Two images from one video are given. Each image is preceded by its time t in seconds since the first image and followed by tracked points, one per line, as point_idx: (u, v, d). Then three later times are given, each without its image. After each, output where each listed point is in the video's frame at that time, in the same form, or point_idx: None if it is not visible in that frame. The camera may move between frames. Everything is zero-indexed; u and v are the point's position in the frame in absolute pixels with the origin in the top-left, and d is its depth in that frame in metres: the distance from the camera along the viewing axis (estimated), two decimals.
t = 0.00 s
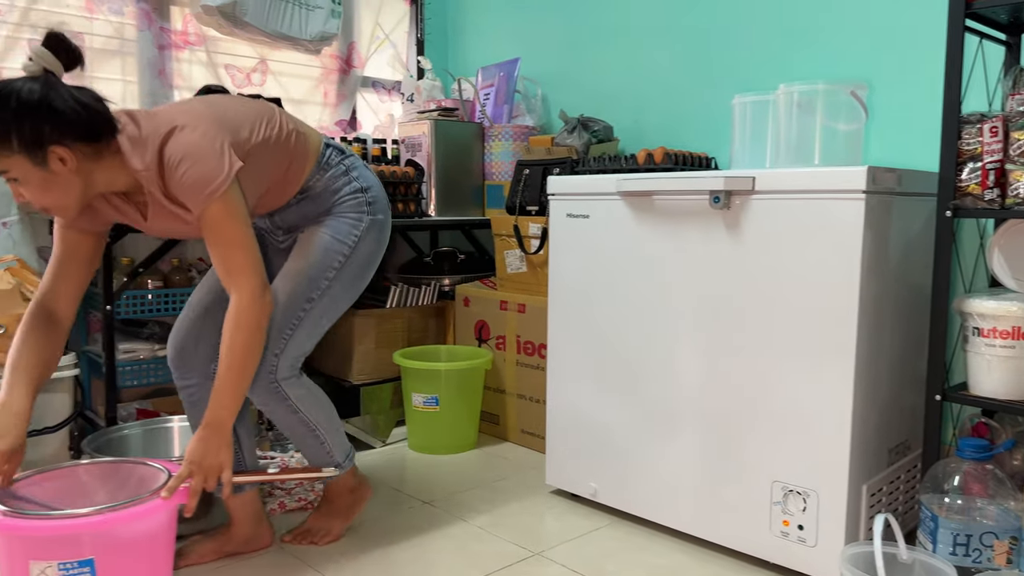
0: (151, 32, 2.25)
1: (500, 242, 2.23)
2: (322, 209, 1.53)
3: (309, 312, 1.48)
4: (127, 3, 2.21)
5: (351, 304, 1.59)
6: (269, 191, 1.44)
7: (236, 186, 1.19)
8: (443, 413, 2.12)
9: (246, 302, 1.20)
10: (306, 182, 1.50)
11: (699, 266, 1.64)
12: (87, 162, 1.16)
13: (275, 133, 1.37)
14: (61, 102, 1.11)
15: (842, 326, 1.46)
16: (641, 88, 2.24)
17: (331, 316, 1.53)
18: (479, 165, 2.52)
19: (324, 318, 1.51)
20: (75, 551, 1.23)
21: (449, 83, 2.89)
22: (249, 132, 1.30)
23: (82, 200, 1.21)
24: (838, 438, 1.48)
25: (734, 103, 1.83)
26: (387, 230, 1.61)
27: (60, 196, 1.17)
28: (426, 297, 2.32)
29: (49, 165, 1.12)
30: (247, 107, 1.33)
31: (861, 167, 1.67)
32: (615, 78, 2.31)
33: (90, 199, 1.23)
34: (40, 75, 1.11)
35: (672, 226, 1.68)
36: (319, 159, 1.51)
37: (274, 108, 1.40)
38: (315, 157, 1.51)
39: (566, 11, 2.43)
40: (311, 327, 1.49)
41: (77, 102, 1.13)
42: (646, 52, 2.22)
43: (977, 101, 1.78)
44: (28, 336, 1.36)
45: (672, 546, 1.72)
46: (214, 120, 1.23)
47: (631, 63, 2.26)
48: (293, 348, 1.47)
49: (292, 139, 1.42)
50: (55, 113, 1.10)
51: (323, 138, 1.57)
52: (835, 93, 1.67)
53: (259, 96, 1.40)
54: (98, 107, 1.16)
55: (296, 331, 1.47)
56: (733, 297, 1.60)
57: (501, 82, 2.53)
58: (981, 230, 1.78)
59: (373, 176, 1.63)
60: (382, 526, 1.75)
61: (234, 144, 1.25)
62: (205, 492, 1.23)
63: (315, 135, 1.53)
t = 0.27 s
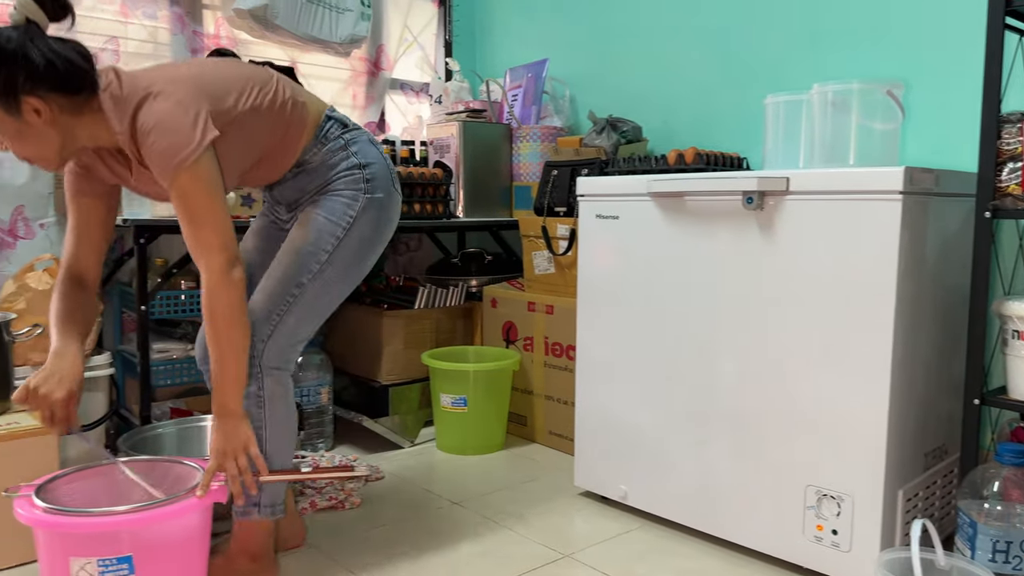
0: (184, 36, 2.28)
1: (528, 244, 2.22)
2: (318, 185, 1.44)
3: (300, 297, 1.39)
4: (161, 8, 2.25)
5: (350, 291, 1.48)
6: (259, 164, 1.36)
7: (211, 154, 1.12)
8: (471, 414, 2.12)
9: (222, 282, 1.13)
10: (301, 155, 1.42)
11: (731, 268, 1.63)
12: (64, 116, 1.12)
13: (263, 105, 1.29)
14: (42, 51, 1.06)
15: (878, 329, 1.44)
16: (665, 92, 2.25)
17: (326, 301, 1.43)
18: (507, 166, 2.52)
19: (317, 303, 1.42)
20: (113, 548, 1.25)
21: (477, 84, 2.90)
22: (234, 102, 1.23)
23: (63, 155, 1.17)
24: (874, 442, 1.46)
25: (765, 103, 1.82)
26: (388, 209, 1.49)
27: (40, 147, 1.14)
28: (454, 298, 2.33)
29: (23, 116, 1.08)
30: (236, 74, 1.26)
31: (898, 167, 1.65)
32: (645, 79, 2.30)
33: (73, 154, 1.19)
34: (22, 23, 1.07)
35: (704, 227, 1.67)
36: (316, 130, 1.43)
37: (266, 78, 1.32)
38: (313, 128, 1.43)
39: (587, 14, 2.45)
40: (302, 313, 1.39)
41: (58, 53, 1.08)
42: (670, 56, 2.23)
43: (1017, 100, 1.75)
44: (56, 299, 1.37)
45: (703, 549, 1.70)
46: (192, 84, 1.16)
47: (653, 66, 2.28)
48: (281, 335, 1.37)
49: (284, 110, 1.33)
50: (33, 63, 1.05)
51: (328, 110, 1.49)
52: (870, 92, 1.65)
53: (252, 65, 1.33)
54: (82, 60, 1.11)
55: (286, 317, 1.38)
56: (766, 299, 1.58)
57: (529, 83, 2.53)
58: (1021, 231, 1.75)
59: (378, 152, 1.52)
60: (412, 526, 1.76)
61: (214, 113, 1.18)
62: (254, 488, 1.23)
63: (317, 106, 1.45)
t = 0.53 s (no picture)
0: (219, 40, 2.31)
1: (559, 245, 2.22)
2: (319, 176, 1.40)
3: (297, 305, 1.36)
4: (197, 13, 2.26)
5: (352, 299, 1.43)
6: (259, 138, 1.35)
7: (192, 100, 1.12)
8: (502, 415, 2.12)
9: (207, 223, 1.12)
10: (303, 140, 1.39)
11: (767, 271, 1.62)
12: (61, 65, 1.15)
13: (260, 73, 1.30)
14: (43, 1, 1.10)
15: (918, 333, 1.41)
16: (705, 90, 2.22)
17: (324, 308, 1.39)
18: (537, 168, 2.52)
19: (315, 311, 1.38)
20: (154, 546, 1.26)
21: (507, 86, 2.91)
22: (227, 63, 1.25)
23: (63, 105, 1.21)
24: (914, 448, 1.43)
25: (802, 104, 1.79)
26: (390, 212, 1.42)
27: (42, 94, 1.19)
28: (484, 300, 2.37)
29: (20, 60, 1.12)
30: (235, 41, 1.28)
31: (940, 168, 1.62)
32: (677, 78, 2.29)
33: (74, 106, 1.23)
34: None
35: (739, 230, 1.65)
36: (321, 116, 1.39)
37: (271, 50, 1.34)
38: (317, 113, 1.39)
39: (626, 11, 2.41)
40: (303, 322, 1.37)
41: None
42: (710, 54, 2.20)
43: None
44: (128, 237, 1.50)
45: (737, 555, 1.69)
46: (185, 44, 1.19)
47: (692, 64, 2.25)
48: (283, 345, 1.36)
49: (283, 82, 1.33)
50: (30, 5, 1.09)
51: (342, 97, 1.44)
52: (910, 92, 1.63)
53: (261, 37, 1.35)
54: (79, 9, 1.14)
55: (284, 327, 1.35)
56: (803, 302, 1.57)
57: (560, 84, 2.52)
58: None
59: (390, 148, 1.45)
60: (444, 528, 1.77)
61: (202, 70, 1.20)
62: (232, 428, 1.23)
63: (330, 90, 1.42)
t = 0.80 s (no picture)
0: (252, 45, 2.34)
1: (588, 248, 2.21)
2: (311, 169, 1.41)
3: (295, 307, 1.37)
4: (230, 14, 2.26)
5: (348, 296, 1.41)
6: (253, 122, 1.38)
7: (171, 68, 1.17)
8: (532, 417, 2.12)
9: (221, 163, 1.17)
10: (296, 131, 1.40)
11: (802, 274, 1.60)
12: (76, 49, 1.25)
13: (249, 58, 1.33)
14: None
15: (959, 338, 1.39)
16: (738, 93, 2.24)
17: (323, 308, 1.39)
18: (567, 170, 2.52)
19: (315, 312, 1.38)
20: (192, 545, 1.28)
21: (536, 88, 2.92)
22: (216, 47, 1.29)
23: (82, 88, 1.32)
24: (953, 455, 1.41)
25: (838, 105, 1.76)
26: (380, 206, 1.40)
27: (66, 77, 1.29)
28: (513, 302, 2.38)
29: (40, 44, 1.23)
30: (230, 25, 1.32)
31: (979, 170, 1.61)
32: (708, 79, 2.31)
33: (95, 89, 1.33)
34: None
35: (773, 233, 1.64)
36: (312, 107, 1.39)
37: (265, 37, 1.36)
38: (309, 102, 1.40)
39: (656, 16, 2.43)
40: (303, 323, 1.37)
41: None
42: (739, 57, 2.23)
43: None
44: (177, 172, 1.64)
45: (770, 561, 1.67)
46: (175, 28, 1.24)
47: (722, 68, 2.27)
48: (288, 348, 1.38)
49: (273, 67, 1.35)
50: None
51: (338, 88, 1.43)
52: (950, 94, 1.61)
53: (260, 25, 1.38)
54: None
55: (286, 329, 1.36)
56: (839, 306, 1.55)
57: (591, 86, 2.52)
58: None
59: (384, 140, 1.42)
60: (475, 529, 1.77)
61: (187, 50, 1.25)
62: (293, 318, 1.34)
63: (327, 81, 1.42)
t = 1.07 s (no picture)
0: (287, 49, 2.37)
1: (620, 249, 2.21)
2: (316, 166, 1.42)
3: (294, 303, 1.37)
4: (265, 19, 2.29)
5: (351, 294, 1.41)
6: (264, 123, 1.43)
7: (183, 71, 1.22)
8: (563, 419, 2.12)
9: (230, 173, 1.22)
10: (303, 130, 1.43)
11: (839, 278, 1.58)
12: (105, 67, 1.34)
13: (254, 59, 1.37)
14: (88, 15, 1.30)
15: (1003, 343, 1.36)
16: (771, 87, 2.23)
17: (321, 305, 1.38)
18: (598, 171, 2.51)
19: (314, 309, 1.38)
20: (230, 544, 1.29)
21: (567, 89, 2.93)
22: (222, 50, 1.34)
23: (112, 105, 1.40)
24: (997, 462, 1.38)
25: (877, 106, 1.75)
26: (378, 202, 1.39)
27: (98, 97, 1.38)
28: (544, 304, 2.36)
29: (74, 67, 1.32)
30: (235, 29, 1.37)
31: None
32: (742, 78, 2.30)
33: (124, 106, 1.42)
34: None
35: (810, 235, 1.62)
36: (318, 106, 1.42)
37: (270, 40, 1.41)
38: (313, 102, 1.42)
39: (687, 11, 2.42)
40: (303, 319, 1.37)
41: (95, 11, 1.31)
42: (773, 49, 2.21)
43: None
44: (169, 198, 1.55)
45: (806, 568, 1.65)
46: (186, 33, 1.30)
47: (755, 61, 2.26)
48: (289, 344, 1.38)
49: (278, 68, 1.39)
50: (74, 18, 1.29)
51: (345, 88, 1.44)
52: (992, 95, 1.59)
53: (266, 29, 1.43)
54: (118, 17, 1.33)
55: (286, 324, 1.37)
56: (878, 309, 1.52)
57: (622, 87, 2.52)
58: None
59: (385, 136, 1.41)
60: (506, 531, 1.78)
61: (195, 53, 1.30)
62: (286, 316, 1.36)
63: (332, 81, 1.45)
